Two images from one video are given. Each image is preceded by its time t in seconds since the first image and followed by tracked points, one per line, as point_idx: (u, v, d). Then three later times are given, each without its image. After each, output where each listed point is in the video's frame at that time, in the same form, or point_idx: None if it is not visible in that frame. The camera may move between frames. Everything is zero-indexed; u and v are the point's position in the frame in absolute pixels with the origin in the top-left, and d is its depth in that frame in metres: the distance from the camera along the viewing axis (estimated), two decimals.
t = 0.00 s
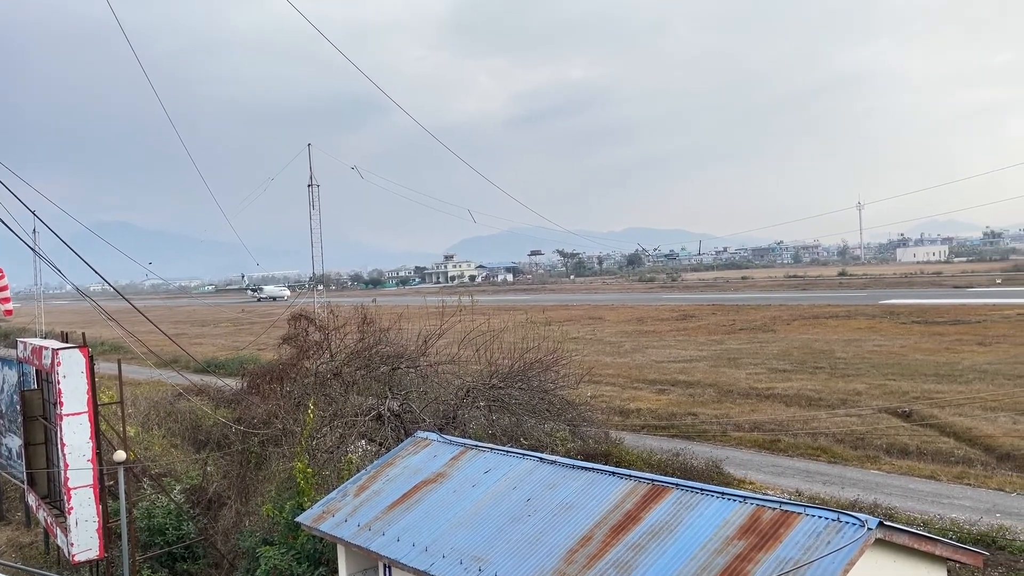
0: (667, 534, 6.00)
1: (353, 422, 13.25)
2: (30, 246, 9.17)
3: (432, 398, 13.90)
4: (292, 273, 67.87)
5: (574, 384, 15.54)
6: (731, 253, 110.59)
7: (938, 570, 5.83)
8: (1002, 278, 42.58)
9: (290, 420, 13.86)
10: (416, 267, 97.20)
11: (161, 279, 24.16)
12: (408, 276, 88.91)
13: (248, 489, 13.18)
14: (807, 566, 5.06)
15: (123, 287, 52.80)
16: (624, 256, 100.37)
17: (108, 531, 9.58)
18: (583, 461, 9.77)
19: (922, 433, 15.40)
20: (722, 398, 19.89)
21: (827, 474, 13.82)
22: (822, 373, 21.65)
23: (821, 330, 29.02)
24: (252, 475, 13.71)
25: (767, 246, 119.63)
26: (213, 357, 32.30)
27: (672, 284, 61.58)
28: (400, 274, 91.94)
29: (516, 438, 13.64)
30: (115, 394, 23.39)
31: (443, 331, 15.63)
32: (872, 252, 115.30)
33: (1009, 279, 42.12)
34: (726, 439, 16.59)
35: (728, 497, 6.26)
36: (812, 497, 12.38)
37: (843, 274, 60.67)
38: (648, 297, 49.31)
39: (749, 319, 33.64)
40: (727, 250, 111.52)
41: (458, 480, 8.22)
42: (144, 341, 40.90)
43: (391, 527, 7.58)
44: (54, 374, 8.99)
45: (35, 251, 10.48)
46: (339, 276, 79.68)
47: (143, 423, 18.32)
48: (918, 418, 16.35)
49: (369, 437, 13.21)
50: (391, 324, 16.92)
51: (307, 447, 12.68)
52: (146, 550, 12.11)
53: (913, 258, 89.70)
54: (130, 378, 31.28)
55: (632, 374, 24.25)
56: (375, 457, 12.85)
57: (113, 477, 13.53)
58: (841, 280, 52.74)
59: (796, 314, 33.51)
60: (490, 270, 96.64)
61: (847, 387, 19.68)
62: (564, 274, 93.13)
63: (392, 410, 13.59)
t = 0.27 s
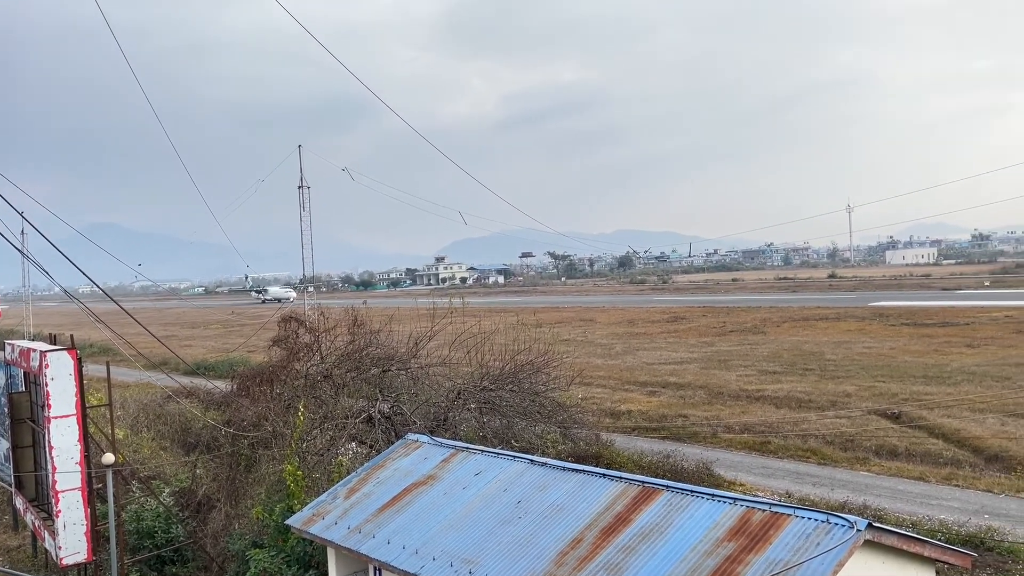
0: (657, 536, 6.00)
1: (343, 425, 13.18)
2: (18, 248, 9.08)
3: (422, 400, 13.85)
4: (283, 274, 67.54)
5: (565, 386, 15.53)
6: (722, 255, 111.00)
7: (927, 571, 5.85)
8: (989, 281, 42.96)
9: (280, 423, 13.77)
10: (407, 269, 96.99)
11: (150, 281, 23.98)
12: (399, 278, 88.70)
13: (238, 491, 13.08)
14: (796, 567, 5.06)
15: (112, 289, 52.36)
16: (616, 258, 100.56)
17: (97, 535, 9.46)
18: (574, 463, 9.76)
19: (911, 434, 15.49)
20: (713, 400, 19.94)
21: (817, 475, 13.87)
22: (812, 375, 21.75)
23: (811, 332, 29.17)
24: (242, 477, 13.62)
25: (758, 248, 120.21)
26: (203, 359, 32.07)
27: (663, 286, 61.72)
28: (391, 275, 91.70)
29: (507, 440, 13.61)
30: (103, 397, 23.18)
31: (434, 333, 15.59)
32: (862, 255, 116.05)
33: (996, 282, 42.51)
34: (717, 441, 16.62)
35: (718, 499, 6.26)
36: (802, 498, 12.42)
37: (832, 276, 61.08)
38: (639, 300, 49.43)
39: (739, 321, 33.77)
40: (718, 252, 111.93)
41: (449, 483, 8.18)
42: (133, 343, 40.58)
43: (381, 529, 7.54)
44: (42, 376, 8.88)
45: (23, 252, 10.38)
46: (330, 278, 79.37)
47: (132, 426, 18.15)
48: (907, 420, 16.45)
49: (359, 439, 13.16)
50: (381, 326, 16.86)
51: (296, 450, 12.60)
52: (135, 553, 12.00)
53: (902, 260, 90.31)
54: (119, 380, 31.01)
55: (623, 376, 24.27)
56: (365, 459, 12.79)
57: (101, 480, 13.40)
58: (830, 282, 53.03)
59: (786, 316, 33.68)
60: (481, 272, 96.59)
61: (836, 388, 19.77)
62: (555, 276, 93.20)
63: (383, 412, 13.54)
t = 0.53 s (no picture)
0: (643, 538, 5.98)
1: (330, 427, 13.07)
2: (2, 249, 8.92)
3: (410, 403, 13.78)
4: (270, 276, 67.11)
5: (552, 388, 15.51)
6: (709, 257, 111.61)
7: (911, 572, 5.88)
8: (973, 283, 43.47)
9: (267, 426, 13.63)
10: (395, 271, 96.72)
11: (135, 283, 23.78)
12: (387, 280, 88.42)
13: (223, 495, 12.94)
14: (782, 569, 5.06)
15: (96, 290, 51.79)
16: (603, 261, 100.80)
17: (81, 539, 9.30)
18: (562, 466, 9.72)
19: (896, 436, 15.62)
20: (700, 402, 20.01)
21: (802, 477, 13.95)
22: (798, 377, 21.89)
23: (797, 334, 29.37)
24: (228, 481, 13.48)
25: (744, 251, 120.99)
26: (188, 361, 31.78)
27: (651, 289, 61.97)
28: (378, 278, 91.41)
29: (494, 443, 13.57)
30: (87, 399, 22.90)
31: (421, 336, 15.52)
32: (847, 257, 117.18)
33: (979, 284, 43.00)
34: (703, 443, 16.67)
35: (705, 501, 6.26)
36: (788, 500, 12.48)
37: (818, 278, 61.62)
38: (626, 302, 49.55)
39: (726, 323, 33.95)
40: (705, 255, 112.54)
41: (436, 485, 8.12)
42: (118, 345, 40.15)
43: (368, 532, 7.47)
44: (25, 379, 8.74)
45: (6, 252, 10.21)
46: (317, 280, 78.98)
47: (116, 428, 17.93)
48: (892, 421, 16.59)
49: (346, 442, 13.07)
50: (368, 328, 16.77)
51: (282, 453, 12.48)
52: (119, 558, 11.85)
53: (887, 263, 91.19)
54: (102, 383, 30.65)
55: (610, 378, 24.31)
56: (352, 462, 12.71)
57: (85, 484, 13.23)
58: (816, 284, 53.43)
59: (773, 319, 33.90)
60: (469, 274, 96.50)
61: (822, 391, 19.90)
62: (543, 278, 93.31)
63: (370, 415, 13.46)
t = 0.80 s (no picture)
0: (626, 541, 5.96)
1: (312, 431, 12.94)
2: None
3: (392, 406, 13.68)
4: (252, 279, 66.43)
5: (536, 391, 15.47)
6: (692, 260, 112.32)
7: (891, 572, 5.91)
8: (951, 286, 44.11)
9: (248, 429, 13.45)
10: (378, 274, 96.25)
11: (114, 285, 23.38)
12: (370, 283, 87.94)
13: (204, 499, 12.74)
14: (764, 570, 5.06)
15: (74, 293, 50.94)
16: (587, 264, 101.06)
17: (59, 544, 9.12)
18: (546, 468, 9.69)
19: (875, 438, 15.77)
20: (682, 405, 20.09)
21: (784, 479, 14.04)
22: (779, 380, 22.06)
23: (778, 337, 29.62)
24: (208, 485, 13.29)
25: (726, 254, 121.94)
26: (169, 364, 31.34)
27: (634, 292, 62.28)
28: (361, 280, 90.88)
29: (477, 446, 13.49)
30: (65, 403, 22.49)
31: (404, 339, 15.40)
32: (827, 261, 118.59)
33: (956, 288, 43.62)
34: (686, 445, 16.73)
35: (687, 503, 6.26)
36: (770, 502, 12.54)
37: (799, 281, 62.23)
38: (609, 305, 49.66)
39: (708, 326, 34.15)
40: (687, 258, 113.26)
41: (418, 489, 8.05)
42: (96, 348, 39.52)
43: (350, 536, 7.38)
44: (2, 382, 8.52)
45: None
46: (299, 283, 78.37)
47: (95, 432, 17.60)
48: (872, 423, 16.76)
49: (328, 446, 12.96)
50: (351, 331, 16.62)
51: (264, 456, 12.32)
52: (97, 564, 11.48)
53: (867, 266, 92.34)
54: (80, 386, 30.13)
55: (593, 380, 24.33)
56: (334, 465, 12.58)
57: (62, 488, 12.98)
58: (797, 288, 53.92)
59: (754, 321, 34.16)
60: (453, 277, 96.28)
61: (803, 393, 20.06)
62: (527, 281, 93.38)
63: (352, 418, 13.34)
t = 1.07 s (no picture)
0: (603, 543, 5.94)
1: (288, 435, 12.76)
2: None
3: (369, 410, 13.56)
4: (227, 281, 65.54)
5: (514, 395, 15.42)
6: (670, 264, 113.20)
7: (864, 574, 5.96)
8: (923, 291, 44.95)
9: (223, 433, 13.21)
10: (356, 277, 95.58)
11: (85, 288, 22.88)
12: (348, 286, 87.25)
13: (179, 505, 12.47)
14: (740, 572, 5.07)
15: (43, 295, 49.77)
16: (565, 268, 101.40)
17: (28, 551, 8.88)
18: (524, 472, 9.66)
19: (850, 440, 15.97)
20: (659, 408, 20.19)
21: (759, 481, 14.14)
22: (755, 383, 22.27)
23: (754, 341, 29.92)
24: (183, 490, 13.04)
25: (704, 258, 123.07)
26: (141, 368, 30.75)
27: (612, 295, 62.56)
28: (339, 283, 90.18)
29: (455, 450, 13.40)
30: (34, 407, 21.93)
31: (381, 342, 15.28)
32: (802, 265, 120.26)
33: (927, 292, 44.46)
34: (663, 448, 16.79)
35: (664, 506, 6.26)
36: (746, 505, 12.62)
37: (775, 285, 62.99)
38: (587, 308, 49.80)
39: (685, 329, 34.40)
40: (665, 262, 114.12)
41: (396, 493, 7.96)
42: (66, 352, 38.65)
43: (327, 541, 7.26)
44: None
45: None
46: (275, 285, 77.47)
47: (67, 437, 17.18)
48: (846, 426, 16.98)
49: (304, 450, 12.80)
50: (328, 334, 16.44)
51: (239, 461, 12.12)
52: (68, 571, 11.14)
53: (842, 271, 93.80)
54: (49, 391, 29.45)
55: (571, 384, 24.36)
56: (311, 470, 12.42)
57: (32, 494, 12.67)
58: (773, 291, 54.56)
59: (730, 325, 34.48)
60: (431, 281, 95.96)
61: (778, 396, 20.26)
62: (505, 284, 93.39)
63: (329, 422, 13.17)
